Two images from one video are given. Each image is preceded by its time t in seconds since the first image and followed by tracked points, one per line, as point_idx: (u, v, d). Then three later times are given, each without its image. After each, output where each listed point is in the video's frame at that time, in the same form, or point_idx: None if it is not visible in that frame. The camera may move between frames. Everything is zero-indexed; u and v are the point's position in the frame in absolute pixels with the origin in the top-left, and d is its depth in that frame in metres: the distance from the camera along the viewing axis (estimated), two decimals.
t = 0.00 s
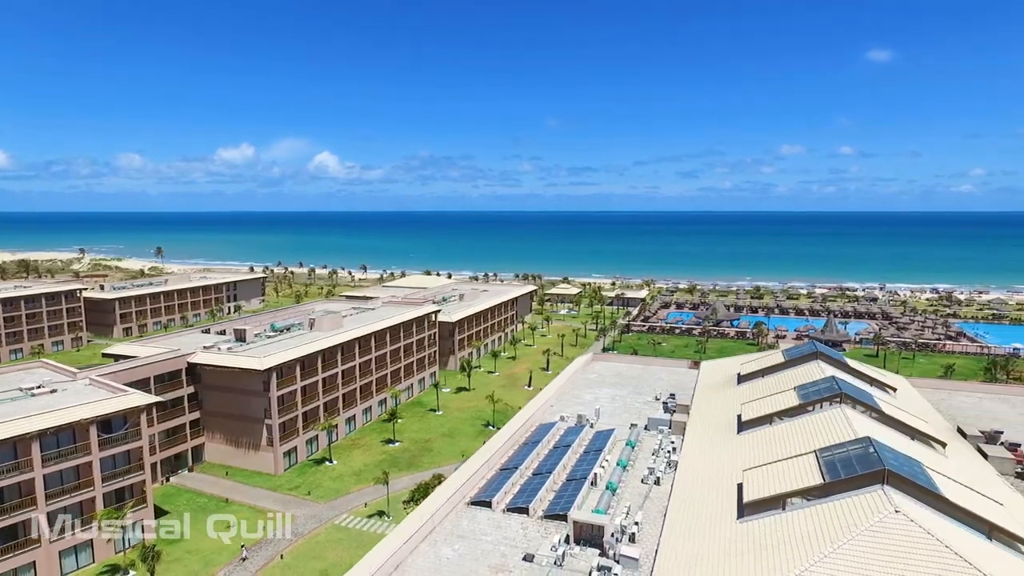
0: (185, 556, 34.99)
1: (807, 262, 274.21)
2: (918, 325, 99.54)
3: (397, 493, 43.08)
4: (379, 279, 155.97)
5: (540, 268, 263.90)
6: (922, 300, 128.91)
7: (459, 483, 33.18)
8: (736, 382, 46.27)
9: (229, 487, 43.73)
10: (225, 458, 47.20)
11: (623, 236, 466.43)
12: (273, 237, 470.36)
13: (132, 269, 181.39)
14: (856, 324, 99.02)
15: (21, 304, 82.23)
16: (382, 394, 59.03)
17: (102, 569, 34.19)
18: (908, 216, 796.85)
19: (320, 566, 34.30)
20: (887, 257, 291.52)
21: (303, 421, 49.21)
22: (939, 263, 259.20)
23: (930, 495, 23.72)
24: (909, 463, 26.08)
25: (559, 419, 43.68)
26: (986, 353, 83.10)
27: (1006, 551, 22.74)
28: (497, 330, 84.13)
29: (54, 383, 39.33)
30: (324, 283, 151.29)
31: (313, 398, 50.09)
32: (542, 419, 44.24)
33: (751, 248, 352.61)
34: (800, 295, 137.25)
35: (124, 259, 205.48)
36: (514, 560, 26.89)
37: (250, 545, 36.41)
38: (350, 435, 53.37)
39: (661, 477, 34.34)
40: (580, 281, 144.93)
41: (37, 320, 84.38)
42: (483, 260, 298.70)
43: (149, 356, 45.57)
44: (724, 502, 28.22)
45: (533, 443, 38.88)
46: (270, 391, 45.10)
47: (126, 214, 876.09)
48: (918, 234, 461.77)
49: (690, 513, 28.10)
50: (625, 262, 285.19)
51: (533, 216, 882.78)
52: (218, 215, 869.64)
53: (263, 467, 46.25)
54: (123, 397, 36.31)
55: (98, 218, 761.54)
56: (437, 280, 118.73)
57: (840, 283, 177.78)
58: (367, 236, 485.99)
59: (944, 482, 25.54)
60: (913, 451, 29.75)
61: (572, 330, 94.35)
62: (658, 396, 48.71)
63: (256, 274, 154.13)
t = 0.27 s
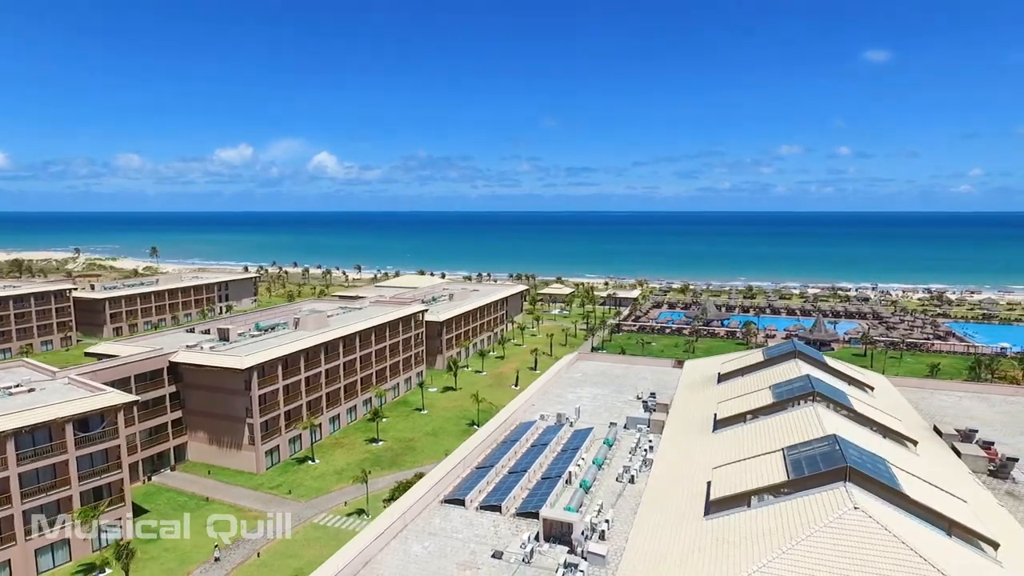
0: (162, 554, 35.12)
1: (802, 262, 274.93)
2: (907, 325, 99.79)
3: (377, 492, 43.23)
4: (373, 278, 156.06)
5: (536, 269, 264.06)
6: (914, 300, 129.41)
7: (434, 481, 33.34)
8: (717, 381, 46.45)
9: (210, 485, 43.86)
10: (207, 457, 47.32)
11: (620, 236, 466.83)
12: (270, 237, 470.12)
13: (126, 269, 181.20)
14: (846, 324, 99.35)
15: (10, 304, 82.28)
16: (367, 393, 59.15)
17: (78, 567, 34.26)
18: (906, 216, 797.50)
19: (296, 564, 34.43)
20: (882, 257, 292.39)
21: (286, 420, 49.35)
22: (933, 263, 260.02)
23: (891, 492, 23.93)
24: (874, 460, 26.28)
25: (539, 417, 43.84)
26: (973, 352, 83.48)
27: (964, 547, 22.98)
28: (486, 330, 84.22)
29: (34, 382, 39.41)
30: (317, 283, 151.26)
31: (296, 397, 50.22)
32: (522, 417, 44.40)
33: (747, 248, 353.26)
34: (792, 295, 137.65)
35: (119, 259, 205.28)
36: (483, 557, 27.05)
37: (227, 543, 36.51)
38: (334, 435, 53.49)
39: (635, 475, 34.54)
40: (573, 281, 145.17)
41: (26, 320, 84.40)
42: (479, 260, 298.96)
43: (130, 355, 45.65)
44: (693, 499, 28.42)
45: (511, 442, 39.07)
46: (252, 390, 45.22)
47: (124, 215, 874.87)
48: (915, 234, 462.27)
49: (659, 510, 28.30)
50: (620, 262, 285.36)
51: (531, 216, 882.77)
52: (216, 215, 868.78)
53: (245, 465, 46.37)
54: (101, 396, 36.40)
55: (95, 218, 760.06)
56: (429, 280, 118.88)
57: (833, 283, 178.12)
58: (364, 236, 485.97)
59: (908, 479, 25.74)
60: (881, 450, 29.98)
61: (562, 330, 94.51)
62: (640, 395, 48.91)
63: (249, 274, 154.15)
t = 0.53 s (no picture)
0: (139, 552, 35.31)
1: (799, 262, 275.25)
2: (898, 325, 99.92)
3: (359, 490, 43.39)
4: (367, 278, 156.19)
5: (533, 268, 264.23)
6: (906, 300, 129.61)
7: (409, 478, 33.53)
8: (698, 379, 46.64)
9: (192, 484, 44.06)
10: (191, 456, 47.50)
11: (618, 236, 466.96)
12: (268, 237, 470.26)
13: (122, 269, 181.31)
14: (837, 324, 99.50)
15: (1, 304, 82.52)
16: (353, 392, 59.28)
17: (55, 565, 34.45)
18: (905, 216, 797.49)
19: (274, 561, 34.58)
20: (879, 257, 292.77)
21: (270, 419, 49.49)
22: (929, 263, 260.53)
23: (854, 489, 24.17)
24: (840, 457, 26.50)
25: (521, 416, 44.01)
26: (962, 352, 83.63)
27: (924, 543, 23.22)
28: (476, 329, 84.32)
29: (14, 380, 39.53)
30: (312, 283, 151.39)
31: (280, 396, 50.35)
32: (503, 416, 44.57)
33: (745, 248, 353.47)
34: (785, 295, 137.80)
35: (115, 259, 205.44)
36: (453, 554, 27.23)
37: (206, 541, 36.70)
38: (319, 434, 53.64)
39: (611, 473, 34.76)
40: (567, 281, 145.37)
41: (17, 319, 84.60)
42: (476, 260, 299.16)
43: (114, 354, 45.77)
44: (662, 495, 28.65)
45: (490, 440, 39.26)
46: (235, 389, 45.35)
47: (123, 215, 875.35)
48: (913, 234, 462.32)
49: (629, 507, 28.51)
50: (617, 262, 285.50)
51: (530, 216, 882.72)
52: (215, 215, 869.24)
53: (227, 464, 46.54)
54: (80, 394, 36.52)
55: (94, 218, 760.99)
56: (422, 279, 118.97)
57: (828, 283, 178.30)
58: (362, 236, 486.13)
59: (873, 476, 25.98)
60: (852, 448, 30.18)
61: (554, 329, 94.61)
62: (623, 393, 49.08)
63: (244, 274, 154.31)
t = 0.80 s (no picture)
0: (117, 551, 35.43)
1: (795, 262, 275.70)
2: (888, 324, 100.06)
3: (339, 489, 43.53)
4: (362, 278, 156.31)
5: (529, 268, 264.34)
6: (898, 300, 130.03)
7: (384, 476, 33.70)
8: (679, 378, 46.84)
9: (173, 483, 44.18)
10: (173, 454, 47.67)
11: (615, 236, 467.19)
12: (266, 237, 470.14)
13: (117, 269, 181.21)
14: (827, 323, 99.74)
15: None
16: (339, 391, 59.44)
17: (31, 564, 34.54)
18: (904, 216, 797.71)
19: (250, 559, 34.72)
20: (875, 257, 293.26)
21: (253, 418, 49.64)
22: (925, 263, 261.14)
23: (816, 486, 24.35)
24: (806, 455, 26.68)
25: (501, 415, 44.17)
26: (951, 351, 83.94)
27: (883, 540, 23.39)
28: (465, 329, 84.45)
29: None
30: (306, 283, 151.39)
31: (264, 395, 50.50)
32: (484, 415, 44.72)
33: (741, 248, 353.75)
34: (778, 294, 138.05)
35: (110, 259, 205.38)
36: (422, 551, 27.40)
37: (184, 540, 36.82)
38: (304, 433, 53.78)
39: (586, 471, 34.97)
40: (561, 281, 145.63)
41: (7, 319, 84.77)
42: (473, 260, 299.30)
43: (96, 353, 45.89)
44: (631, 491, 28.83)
45: (468, 439, 39.45)
46: (217, 388, 45.52)
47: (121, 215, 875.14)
48: (910, 234, 462.74)
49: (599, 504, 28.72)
50: (614, 262, 285.66)
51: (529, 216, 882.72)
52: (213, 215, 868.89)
53: (210, 462, 46.70)
54: (58, 393, 36.58)
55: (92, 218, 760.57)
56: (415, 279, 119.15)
57: (822, 283, 178.60)
58: (360, 236, 486.17)
59: (837, 473, 26.16)
60: (821, 447, 30.39)
61: (545, 329, 94.79)
62: (605, 391, 49.25)
63: (239, 274, 154.39)
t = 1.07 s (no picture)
0: (94, 551, 35.57)
1: (790, 262, 276.19)
2: (877, 324, 100.29)
3: (319, 488, 43.68)
4: (355, 278, 156.41)
5: (525, 268, 264.45)
6: (890, 299, 130.42)
7: (359, 475, 33.88)
8: (659, 377, 47.05)
9: (154, 483, 44.32)
10: (155, 454, 47.83)
11: (612, 236, 467.45)
12: (263, 237, 469.79)
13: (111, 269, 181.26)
14: (817, 323, 100.01)
15: None
16: (324, 391, 59.60)
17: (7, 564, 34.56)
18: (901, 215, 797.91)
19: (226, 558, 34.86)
20: (870, 257, 293.74)
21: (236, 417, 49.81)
22: (919, 263, 261.78)
23: (777, 483, 24.56)
24: (771, 453, 26.86)
25: (481, 414, 44.36)
26: (938, 350, 84.26)
27: (842, 537, 23.62)
28: (454, 329, 84.63)
29: None
30: (300, 282, 151.41)
31: (247, 395, 50.65)
32: (464, 414, 44.91)
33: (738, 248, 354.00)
34: (770, 294, 138.35)
35: (106, 259, 205.52)
36: (391, 549, 27.58)
37: (161, 539, 36.97)
38: (287, 433, 53.93)
39: (560, 470, 35.19)
40: (554, 281, 145.89)
41: None
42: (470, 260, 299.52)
43: (78, 353, 45.97)
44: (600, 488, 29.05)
45: (446, 438, 39.65)
46: (198, 388, 45.66)
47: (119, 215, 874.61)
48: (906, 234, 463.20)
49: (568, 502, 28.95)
50: (610, 262, 285.71)
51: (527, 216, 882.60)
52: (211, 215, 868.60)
53: (192, 462, 46.86)
54: (35, 393, 36.71)
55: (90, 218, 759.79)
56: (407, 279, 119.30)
57: (816, 283, 178.94)
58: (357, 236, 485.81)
59: (801, 472, 26.37)
60: (789, 446, 30.62)
61: (535, 329, 95.02)
62: (586, 390, 49.46)
63: (231, 274, 154.41)
